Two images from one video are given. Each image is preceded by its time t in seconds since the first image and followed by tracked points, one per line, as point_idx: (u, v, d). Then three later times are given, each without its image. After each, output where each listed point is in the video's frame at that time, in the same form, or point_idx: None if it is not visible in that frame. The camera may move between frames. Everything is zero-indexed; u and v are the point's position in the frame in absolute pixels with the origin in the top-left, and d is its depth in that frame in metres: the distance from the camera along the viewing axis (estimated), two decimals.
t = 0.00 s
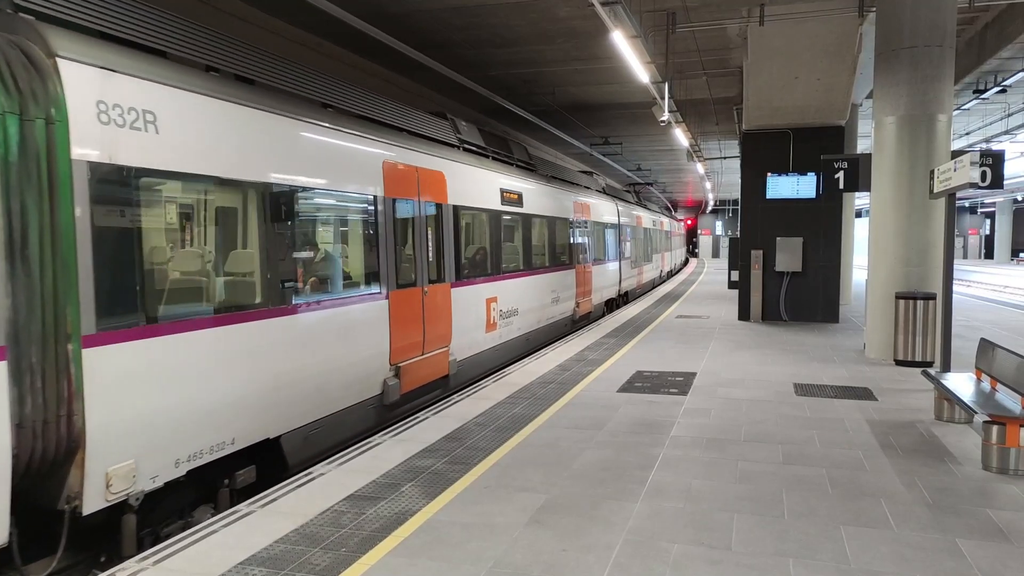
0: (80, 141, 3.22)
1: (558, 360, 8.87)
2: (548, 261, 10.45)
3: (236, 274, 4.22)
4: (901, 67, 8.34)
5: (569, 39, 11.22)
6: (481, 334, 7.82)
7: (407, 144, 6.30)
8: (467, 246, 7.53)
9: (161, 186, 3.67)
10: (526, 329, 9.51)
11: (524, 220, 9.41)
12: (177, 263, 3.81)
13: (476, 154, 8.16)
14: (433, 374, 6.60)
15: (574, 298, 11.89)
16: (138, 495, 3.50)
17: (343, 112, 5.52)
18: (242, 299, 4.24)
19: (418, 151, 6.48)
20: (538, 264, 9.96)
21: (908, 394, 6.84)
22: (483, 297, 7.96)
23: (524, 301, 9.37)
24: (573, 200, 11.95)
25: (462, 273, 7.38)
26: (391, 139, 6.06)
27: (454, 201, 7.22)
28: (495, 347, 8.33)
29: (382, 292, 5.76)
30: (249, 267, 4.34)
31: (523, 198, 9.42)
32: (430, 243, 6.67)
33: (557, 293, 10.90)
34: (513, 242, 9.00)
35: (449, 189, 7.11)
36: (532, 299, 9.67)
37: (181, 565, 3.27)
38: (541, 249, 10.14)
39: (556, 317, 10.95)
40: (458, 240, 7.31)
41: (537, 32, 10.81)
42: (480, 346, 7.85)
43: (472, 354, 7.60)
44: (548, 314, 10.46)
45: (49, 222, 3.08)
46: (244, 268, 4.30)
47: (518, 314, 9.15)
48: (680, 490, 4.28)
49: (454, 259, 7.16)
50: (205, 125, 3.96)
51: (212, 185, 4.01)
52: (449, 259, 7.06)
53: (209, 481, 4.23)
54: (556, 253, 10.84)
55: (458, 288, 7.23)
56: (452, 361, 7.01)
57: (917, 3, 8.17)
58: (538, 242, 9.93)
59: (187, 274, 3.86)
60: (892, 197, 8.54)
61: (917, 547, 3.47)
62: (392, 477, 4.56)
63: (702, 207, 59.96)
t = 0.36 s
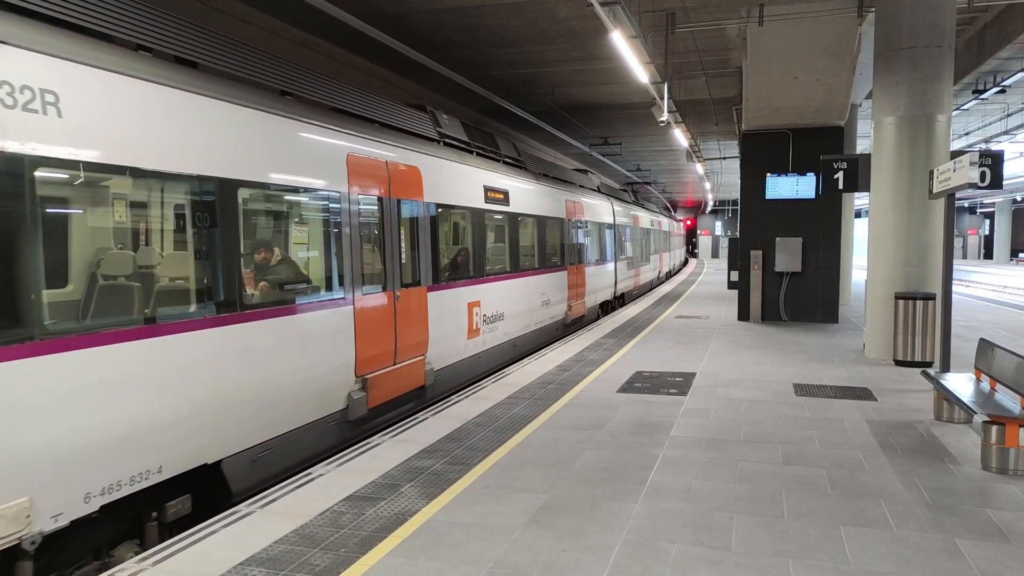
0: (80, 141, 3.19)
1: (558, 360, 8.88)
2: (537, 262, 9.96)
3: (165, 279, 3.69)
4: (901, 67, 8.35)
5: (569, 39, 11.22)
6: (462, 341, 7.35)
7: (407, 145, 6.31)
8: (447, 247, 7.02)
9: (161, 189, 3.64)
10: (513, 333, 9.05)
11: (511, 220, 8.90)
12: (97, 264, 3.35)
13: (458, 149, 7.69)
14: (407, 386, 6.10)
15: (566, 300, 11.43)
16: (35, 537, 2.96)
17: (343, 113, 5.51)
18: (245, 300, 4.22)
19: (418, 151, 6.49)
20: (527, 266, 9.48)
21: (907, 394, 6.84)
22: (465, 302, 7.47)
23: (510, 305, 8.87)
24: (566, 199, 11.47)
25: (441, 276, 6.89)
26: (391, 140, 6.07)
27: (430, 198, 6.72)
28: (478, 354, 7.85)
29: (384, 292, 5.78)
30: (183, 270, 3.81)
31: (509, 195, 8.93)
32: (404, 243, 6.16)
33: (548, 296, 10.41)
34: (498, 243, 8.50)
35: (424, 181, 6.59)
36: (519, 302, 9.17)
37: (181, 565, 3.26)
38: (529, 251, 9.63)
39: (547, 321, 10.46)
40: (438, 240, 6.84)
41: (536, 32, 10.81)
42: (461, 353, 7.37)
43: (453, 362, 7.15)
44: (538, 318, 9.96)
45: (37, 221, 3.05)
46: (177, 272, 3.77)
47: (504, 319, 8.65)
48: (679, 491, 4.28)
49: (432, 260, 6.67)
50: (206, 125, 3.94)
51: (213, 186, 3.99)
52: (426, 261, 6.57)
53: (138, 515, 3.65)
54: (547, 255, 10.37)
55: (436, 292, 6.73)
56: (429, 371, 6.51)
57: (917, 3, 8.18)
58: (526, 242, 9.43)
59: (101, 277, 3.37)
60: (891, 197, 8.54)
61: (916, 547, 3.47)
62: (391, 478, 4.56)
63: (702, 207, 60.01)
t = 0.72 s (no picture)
0: (83, 142, 3.21)
1: (558, 361, 8.88)
2: (527, 264, 9.47)
3: (79, 283, 3.25)
4: (900, 68, 8.35)
5: (568, 40, 11.22)
6: (442, 348, 6.88)
7: (408, 145, 6.31)
8: (426, 248, 6.55)
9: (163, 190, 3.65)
10: (499, 338, 8.57)
11: (496, 220, 8.38)
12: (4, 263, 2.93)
13: (439, 143, 7.15)
14: (377, 399, 5.60)
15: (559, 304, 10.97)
16: None
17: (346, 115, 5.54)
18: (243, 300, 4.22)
19: (418, 151, 6.49)
20: (515, 269, 8.99)
21: (907, 395, 6.84)
22: (445, 306, 6.96)
23: (496, 310, 8.38)
24: (558, 197, 10.98)
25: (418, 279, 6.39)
26: (392, 140, 6.07)
27: (405, 195, 6.18)
28: (460, 362, 7.35)
29: (385, 293, 5.79)
30: (99, 274, 3.36)
31: (496, 193, 8.43)
32: (373, 243, 5.65)
33: (538, 299, 9.92)
34: (482, 244, 7.98)
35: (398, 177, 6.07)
36: (505, 306, 8.66)
37: (180, 566, 3.27)
38: (517, 252, 9.09)
39: (536, 326, 9.97)
40: (414, 241, 6.32)
41: (536, 32, 10.81)
42: (439, 362, 6.86)
43: (430, 371, 6.65)
44: (526, 323, 9.45)
45: (38, 221, 3.07)
46: (92, 276, 3.32)
47: (489, 324, 8.14)
48: (679, 491, 4.28)
49: (406, 263, 6.15)
50: (206, 124, 3.94)
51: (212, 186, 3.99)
52: (400, 263, 6.06)
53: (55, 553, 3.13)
54: (537, 257, 9.90)
55: (411, 296, 6.23)
56: (403, 382, 6.02)
57: (916, 3, 8.20)
58: (513, 243, 8.94)
59: (16, 279, 2.98)
60: (891, 197, 8.54)
61: (916, 547, 3.47)
62: (390, 478, 4.56)
63: (701, 207, 60.06)
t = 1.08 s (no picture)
0: (84, 142, 3.22)
1: (557, 361, 8.88)
2: (516, 265, 9.04)
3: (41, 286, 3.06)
4: (899, 68, 8.35)
5: (568, 40, 11.22)
6: (421, 356, 6.43)
7: (407, 146, 6.31)
8: (401, 249, 6.13)
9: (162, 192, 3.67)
10: (486, 343, 8.13)
11: (482, 220, 7.95)
12: None
13: (420, 138, 6.79)
14: (345, 412, 5.18)
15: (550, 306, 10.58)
16: None
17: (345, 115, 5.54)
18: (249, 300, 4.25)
19: (418, 151, 6.49)
20: (503, 270, 8.59)
21: (906, 395, 6.84)
22: (425, 311, 6.53)
23: (482, 314, 7.93)
24: (549, 195, 10.56)
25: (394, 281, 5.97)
26: (392, 141, 6.08)
27: (379, 190, 5.77)
28: (442, 370, 6.93)
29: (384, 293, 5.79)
30: (8, 279, 2.94)
31: (481, 190, 7.98)
32: (343, 242, 5.25)
33: (528, 301, 9.48)
34: (466, 244, 7.54)
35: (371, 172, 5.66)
36: (491, 310, 8.21)
37: (179, 566, 3.27)
38: (503, 253, 8.62)
39: (527, 330, 9.53)
40: (390, 240, 5.90)
41: (536, 32, 10.80)
42: (419, 371, 6.41)
43: (410, 379, 6.24)
44: (514, 328, 9.00)
45: (39, 223, 3.06)
46: (69, 278, 3.18)
47: (474, 328, 7.70)
48: (679, 492, 4.28)
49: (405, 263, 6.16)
50: (205, 123, 3.95)
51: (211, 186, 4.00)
52: (374, 265, 5.66)
53: None
54: (528, 257, 9.48)
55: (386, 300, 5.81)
56: (376, 393, 5.58)
57: (915, 4, 8.20)
58: (501, 244, 8.53)
59: None
60: (890, 197, 8.55)
61: (916, 547, 3.47)
62: (390, 478, 4.56)
63: (701, 207, 60.08)
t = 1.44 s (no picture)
0: (84, 141, 3.22)
1: (557, 361, 8.89)
2: (505, 266, 8.68)
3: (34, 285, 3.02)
4: (899, 67, 8.36)
5: (568, 40, 11.22)
6: (400, 364, 6.06)
7: (407, 146, 6.32)
8: (376, 251, 5.74)
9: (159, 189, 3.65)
10: (472, 349, 7.74)
11: (468, 220, 7.56)
12: None
13: (401, 132, 6.45)
14: (312, 426, 4.79)
15: (542, 309, 10.21)
16: None
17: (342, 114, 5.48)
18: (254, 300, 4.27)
19: (418, 151, 6.49)
20: (491, 272, 8.24)
21: (906, 395, 6.84)
22: (404, 315, 6.15)
23: (467, 318, 7.54)
24: (541, 194, 10.16)
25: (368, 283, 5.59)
26: (392, 141, 6.08)
27: (351, 188, 5.37)
28: (423, 377, 6.54)
29: (382, 292, 5.80)
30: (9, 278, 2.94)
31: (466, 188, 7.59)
32: (310, 242, 4.88)
33: (517, 304, 9.08)
34: (450, 245, 7.16)
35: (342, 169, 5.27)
36: (478, 315, 7.82)
37: (179, 566, 3.27)
38: (490, 256, 8.23)
39: (516, 334, 9.17)
40: (362, 239, 5.52)
41: (536, 32, 10.81)
42: (397, 379, 6.03)
43: (387, 388, 5.86)
44: (502, 331, 8.63)
45: (39, 221, 3.06)
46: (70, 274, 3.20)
47: (458, 333, 7.31)
48: (678, 492, 4.27)
49: (404, 263, 6.16)
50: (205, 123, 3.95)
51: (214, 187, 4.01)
52: (346, 266, 5.28)
53: None
54: (517, 257, 9.09)
55: (359, 305, 5.42)
56: (347, 404, 5.21)
57: (915, 4, 8.20)
58: (489, 244, 8.14)
59: None
60: (889, 197, 8.55)
61: (916, 547, 3.47)
62: (390, 478, 4.56)
63: (701, 207, 60.09)
